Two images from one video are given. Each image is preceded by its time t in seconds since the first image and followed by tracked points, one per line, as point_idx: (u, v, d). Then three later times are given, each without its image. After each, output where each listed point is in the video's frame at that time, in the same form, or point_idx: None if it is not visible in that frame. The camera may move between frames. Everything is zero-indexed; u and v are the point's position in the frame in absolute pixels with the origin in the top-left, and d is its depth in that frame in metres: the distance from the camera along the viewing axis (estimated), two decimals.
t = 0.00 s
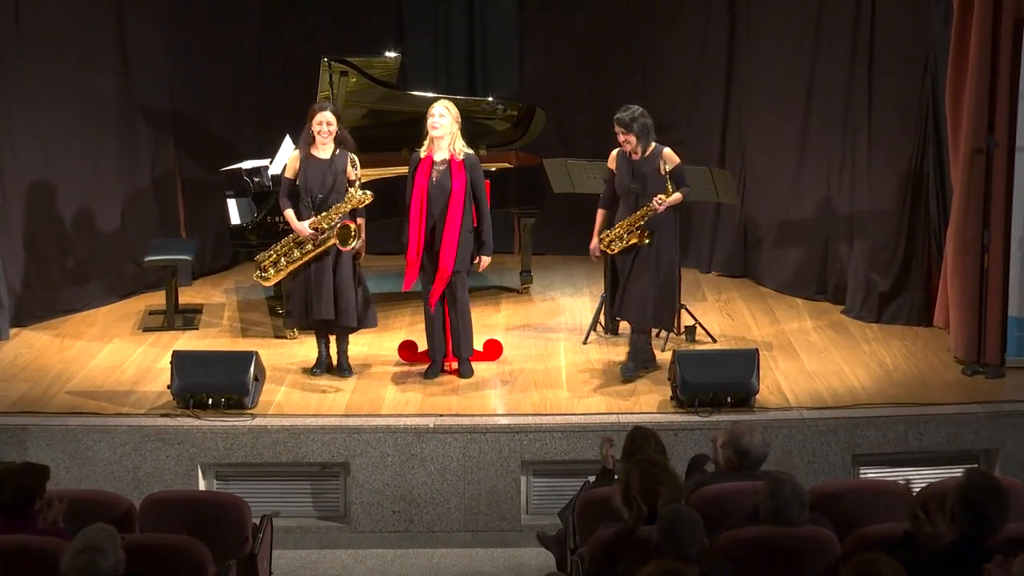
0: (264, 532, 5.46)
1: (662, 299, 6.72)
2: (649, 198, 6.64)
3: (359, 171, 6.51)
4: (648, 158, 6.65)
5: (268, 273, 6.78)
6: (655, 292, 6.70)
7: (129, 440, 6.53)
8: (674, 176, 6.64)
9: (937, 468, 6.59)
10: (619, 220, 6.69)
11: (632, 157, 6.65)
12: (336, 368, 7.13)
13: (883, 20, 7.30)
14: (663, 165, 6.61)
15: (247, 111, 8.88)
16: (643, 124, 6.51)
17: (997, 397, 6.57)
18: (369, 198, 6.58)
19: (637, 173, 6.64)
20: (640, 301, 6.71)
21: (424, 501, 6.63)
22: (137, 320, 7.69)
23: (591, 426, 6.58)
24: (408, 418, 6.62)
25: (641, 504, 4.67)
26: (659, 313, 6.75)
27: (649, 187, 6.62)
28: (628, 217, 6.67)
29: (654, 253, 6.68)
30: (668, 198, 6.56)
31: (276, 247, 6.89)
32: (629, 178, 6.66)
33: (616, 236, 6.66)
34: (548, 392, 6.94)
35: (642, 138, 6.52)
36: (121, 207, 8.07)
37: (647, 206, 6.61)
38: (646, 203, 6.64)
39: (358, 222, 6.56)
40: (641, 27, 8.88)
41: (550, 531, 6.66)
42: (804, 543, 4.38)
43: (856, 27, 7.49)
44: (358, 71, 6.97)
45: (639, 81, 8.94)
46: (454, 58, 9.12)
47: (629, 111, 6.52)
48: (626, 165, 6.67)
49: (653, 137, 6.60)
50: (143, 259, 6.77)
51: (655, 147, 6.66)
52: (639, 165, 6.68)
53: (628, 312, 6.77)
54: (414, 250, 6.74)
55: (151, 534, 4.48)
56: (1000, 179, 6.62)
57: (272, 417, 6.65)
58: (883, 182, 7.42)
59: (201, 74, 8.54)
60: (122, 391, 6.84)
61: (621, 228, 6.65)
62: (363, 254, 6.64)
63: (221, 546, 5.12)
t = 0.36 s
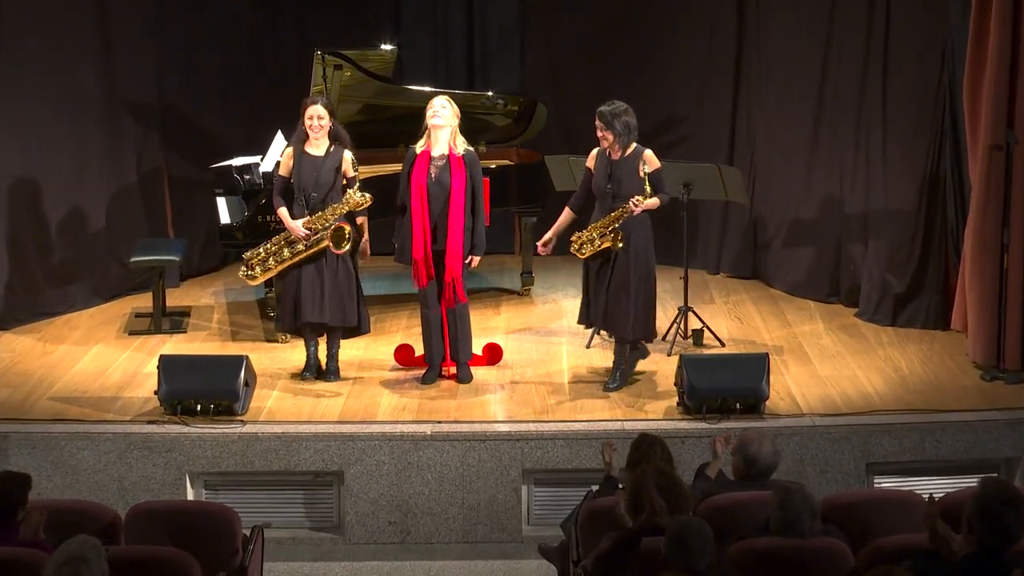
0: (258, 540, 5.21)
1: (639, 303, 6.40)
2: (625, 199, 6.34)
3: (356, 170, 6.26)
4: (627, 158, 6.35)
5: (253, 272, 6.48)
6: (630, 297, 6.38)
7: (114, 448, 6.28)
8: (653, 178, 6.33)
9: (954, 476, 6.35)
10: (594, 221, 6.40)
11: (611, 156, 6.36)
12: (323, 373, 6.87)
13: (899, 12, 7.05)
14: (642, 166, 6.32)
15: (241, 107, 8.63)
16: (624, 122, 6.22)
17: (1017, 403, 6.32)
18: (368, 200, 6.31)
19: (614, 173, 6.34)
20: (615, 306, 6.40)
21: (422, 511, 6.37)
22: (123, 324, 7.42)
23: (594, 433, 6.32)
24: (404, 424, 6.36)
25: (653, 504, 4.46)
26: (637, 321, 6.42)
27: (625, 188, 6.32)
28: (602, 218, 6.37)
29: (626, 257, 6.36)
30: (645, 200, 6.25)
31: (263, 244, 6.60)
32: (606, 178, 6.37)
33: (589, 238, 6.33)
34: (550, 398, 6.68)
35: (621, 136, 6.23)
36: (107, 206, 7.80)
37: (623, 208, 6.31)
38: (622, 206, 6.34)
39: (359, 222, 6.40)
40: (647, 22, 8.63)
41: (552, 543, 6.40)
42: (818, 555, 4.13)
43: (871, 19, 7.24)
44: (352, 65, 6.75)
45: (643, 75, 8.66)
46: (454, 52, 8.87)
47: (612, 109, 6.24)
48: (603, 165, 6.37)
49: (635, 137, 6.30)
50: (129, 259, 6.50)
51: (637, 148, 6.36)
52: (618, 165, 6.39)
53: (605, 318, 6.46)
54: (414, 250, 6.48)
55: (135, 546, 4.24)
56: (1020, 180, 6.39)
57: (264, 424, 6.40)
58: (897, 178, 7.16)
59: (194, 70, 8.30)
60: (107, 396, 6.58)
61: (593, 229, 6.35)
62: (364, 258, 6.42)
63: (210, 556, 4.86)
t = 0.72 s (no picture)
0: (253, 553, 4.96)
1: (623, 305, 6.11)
2: (608, 197, 6.07)
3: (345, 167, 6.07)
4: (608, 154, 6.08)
5: (236, 275, 6.28)
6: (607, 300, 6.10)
7: (104, 455, 6.04)
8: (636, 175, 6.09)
9: (979, 486, 6.09)
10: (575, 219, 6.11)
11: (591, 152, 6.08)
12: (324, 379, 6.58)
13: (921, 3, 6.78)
14: (624, 163, 6.06)
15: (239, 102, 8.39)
16: (607, 117, 5.96)
17: None
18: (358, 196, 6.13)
19: (596, 170, 6.07)
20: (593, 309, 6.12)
21: (424, 521, 6.12)
22: (114, 327, 7.17)
23: (602, 440, 6.07)
24: (406, 431, 6.12)
25: (656, 512, 4.23)
26: (626, 326, 6.15)
27: (608, 185, 6.06)
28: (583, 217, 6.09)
29: (607, 257, 6.09)
30: (630, 197, 6.04)
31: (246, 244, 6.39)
32: (586, 176, 6.08)
33: (572, 238, 6.06)
34: (556, 403, 6.43)
35: (603, 131, 5.98)
36: (98, 203, 7.55)
37: (608, 207, 6.04)
38: (605, 204, 6.07)
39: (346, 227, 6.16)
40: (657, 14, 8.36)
41: (558, 554, 6.15)
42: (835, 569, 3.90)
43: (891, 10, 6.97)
44: (352, 59, 6.52)
45: (653, 68, 8.36)
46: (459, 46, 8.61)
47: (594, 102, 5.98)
48: (583, 161, 6.09)
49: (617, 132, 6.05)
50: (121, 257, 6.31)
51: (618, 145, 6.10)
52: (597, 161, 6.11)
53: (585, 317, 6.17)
54: (422, 254, 6.15)
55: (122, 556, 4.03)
56: None
57: (260, 430, 6.15)
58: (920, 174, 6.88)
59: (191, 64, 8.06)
60: (97, 402, 6.35)
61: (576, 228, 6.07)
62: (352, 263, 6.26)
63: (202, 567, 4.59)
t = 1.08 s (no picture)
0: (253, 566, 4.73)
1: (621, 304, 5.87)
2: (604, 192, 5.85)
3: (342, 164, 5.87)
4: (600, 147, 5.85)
5: (233, 276, 6.11)
6: (607, 299, 5.87)
7: (99, 463, 5.82)
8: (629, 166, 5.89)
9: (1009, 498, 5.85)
10: (571, 217, 5.86)
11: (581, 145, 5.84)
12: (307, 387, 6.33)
13: None
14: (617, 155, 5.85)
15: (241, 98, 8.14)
16: (597, 106, 5.74)
17: None
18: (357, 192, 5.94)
19: (590, 165, 5.82)
20: (593, 311, 5.85)
21: (431, 533, 5.89)
22: (110, 330, 6.94)
23: (616, 448, 5.83)
24: (412, 438, 5.88)
25: (683, 525, 3.96)
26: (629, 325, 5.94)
27: (606, 179, 5.83)
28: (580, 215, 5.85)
29: (606, 255, 5.86)
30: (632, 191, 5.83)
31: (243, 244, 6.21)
32: (581, 170, 5.83)
33: (570, 236, 5.83)
34: (569, 410, 6.18)
35: (596, 122, 5.75)
36: (92, 202, 7.30)
37: (608, 201, 5.82)
38: (603, 199, 5.84)
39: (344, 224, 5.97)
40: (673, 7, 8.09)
41: (570, 567, 5.91)
42: None
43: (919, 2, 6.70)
44: (355, 50, 6.39)
45: (670, 60, 7.95)
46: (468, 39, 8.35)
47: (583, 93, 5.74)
48: (575, 156, 5.84)
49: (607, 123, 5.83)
50: (116, 259, 6.13)
51: (608, 137, 5.88)
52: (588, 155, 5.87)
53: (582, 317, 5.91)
54: (426, 256, 5.94)
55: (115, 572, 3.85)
56: None
57: (261, 438, 5.92)
58: (950, 175, 6.62)
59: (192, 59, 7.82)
60: (91, 408, 6.12)
61: (576, 226, 5.82)
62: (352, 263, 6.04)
63: None
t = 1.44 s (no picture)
0: None
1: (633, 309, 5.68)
2: (618, 191, 5.60)
3: (346, 160, 5.63)
4: (611, 144, 5.60)
5: (236, 275, 5.90)
6: (620, 304, 5.68)
7: (95, 473, 5.60)
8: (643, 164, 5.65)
9: None
10: (585, 219, 5.60)
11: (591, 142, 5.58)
12: (312, 392, 6.11)
13: None
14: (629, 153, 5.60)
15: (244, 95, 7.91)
16: (609, 103, 5.49)
17: None
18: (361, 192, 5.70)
19: (603, 164, 5.57)
20: (612, 317, 5.65)
21: (439, 546, 5.65)
22: (106, 334, 6.73)
23: (633, 458, 5.58)
24: (420, 447, 5.65)
25: (699, 541, 3.72)
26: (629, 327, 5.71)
27: (620, 178, 5.58)
28: (592, 215, 5.60)
29: (619, 260, 5.65)
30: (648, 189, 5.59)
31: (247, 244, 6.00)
32: (592, 169, 5.57)
33: (581, 236, 5.59)
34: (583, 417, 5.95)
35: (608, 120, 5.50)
36: (88, 202, 7.08)
37: (622, 201, 5.59)
38: (617, 199, 5.60)
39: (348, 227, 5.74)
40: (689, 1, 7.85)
41: None
42: None
43: None
44: (359, 43, 6.21)
45: (690, 56, 7.67)
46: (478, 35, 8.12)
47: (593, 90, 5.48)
48: (586, 155, 5.57)
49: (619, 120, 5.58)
50: (112, 262, 5.99)
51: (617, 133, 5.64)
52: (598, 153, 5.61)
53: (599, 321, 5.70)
54: (436, 258, 5.69)
55: None
56: None
57: (264, 446, 5.69)
58: (981, 174, 6.37)
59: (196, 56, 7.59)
60: (87, 415, 5.90)
61: (592, 228, 5.57)
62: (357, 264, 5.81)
63: None
